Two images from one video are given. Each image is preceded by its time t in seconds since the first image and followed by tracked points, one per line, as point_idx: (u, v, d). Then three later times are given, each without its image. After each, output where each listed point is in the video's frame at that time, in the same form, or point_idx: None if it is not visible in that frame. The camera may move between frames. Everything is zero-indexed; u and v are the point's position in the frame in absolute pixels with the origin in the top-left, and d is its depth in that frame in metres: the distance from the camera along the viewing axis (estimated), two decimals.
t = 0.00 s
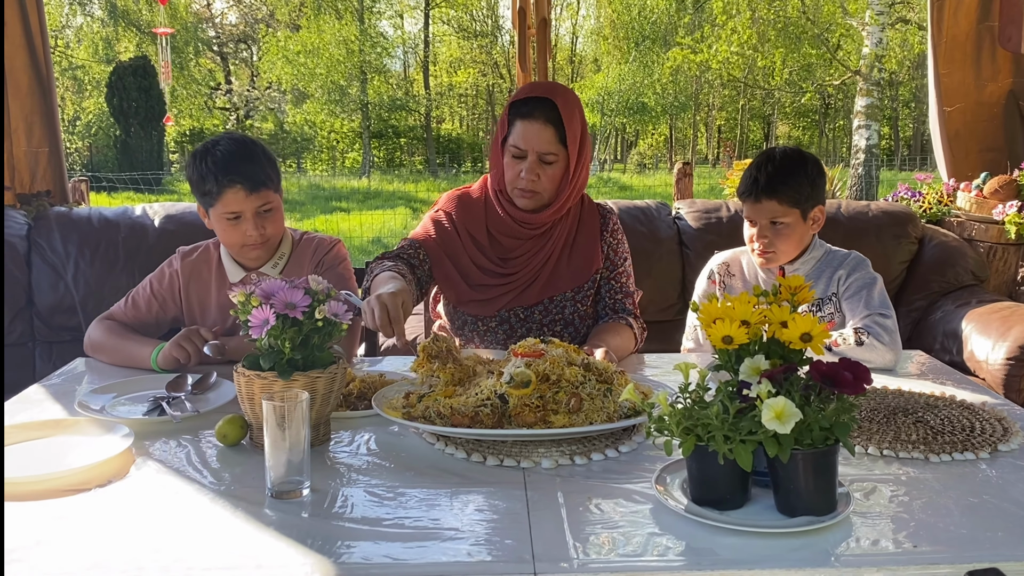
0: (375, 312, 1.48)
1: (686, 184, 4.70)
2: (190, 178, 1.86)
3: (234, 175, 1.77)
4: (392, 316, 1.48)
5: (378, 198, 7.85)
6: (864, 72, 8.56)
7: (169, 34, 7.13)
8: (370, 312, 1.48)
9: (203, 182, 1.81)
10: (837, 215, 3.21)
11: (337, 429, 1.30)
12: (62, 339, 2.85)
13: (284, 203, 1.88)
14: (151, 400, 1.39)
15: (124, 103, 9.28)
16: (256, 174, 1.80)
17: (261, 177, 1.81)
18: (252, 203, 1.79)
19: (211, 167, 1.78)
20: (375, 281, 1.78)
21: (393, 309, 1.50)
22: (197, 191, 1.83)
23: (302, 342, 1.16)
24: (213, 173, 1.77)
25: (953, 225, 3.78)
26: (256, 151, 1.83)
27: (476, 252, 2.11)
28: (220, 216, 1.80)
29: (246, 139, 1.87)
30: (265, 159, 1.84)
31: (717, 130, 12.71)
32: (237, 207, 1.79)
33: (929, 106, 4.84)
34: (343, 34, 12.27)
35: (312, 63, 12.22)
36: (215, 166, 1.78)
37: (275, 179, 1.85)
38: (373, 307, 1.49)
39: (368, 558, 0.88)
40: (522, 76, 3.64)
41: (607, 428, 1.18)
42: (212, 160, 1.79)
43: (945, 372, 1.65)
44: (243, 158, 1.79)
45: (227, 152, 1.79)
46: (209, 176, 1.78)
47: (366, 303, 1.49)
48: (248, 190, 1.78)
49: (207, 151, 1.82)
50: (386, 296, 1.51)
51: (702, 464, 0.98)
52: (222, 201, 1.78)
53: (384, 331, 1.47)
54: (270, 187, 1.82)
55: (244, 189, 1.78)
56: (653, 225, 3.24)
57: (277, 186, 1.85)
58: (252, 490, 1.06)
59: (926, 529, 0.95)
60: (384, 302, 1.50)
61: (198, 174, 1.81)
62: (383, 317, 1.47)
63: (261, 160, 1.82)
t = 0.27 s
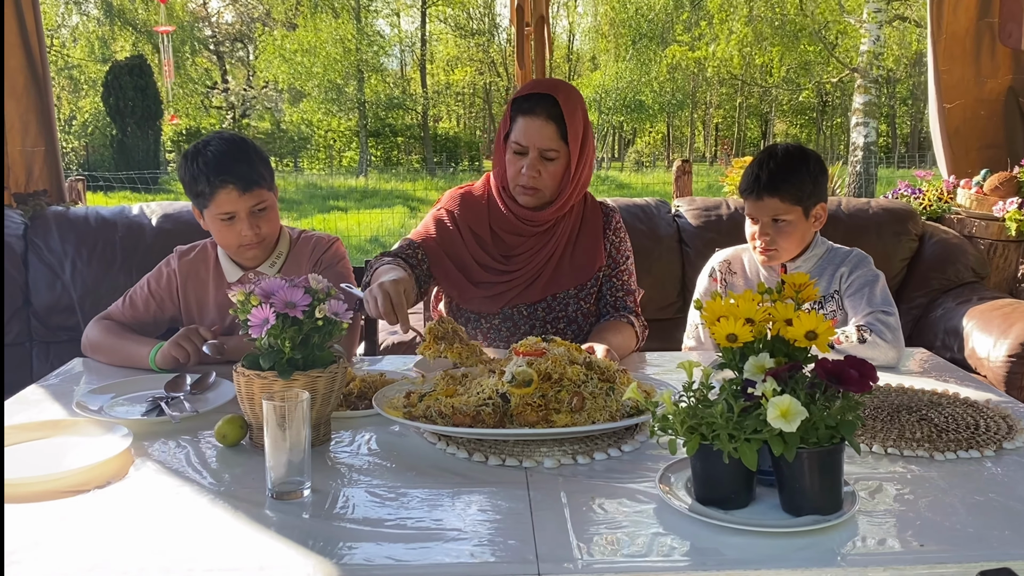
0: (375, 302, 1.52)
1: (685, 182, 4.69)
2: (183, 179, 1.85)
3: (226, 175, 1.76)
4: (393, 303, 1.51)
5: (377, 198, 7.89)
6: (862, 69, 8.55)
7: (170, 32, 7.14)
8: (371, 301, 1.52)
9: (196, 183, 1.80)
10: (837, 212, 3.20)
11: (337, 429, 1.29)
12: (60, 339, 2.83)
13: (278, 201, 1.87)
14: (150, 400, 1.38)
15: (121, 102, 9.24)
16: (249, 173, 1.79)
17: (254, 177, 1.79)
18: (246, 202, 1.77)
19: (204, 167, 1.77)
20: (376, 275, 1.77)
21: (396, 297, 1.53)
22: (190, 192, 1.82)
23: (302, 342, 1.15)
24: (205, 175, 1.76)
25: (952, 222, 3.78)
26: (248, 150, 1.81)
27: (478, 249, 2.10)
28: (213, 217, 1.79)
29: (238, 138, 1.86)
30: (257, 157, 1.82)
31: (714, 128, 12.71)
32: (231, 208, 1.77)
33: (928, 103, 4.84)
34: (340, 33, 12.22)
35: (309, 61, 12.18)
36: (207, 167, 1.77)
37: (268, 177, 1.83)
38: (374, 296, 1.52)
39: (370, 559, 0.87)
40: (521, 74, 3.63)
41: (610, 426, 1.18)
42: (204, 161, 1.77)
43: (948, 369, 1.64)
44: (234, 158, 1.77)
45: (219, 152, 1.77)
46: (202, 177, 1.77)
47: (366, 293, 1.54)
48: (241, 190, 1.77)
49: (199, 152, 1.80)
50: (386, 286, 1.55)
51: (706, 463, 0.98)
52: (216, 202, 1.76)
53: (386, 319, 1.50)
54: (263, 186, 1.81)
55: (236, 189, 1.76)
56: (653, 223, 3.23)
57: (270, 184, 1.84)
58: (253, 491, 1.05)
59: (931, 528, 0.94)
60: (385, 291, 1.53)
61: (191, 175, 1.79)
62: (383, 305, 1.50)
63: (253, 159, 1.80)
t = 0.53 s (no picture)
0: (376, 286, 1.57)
1: (684, 180, 4.69)
2: (181, 178, 1.84)
3: (227, 174, 1.75)
4: (394, 287, 1.56)
5: (374, 196, 7.90)
6: (860, 67, 8.54)
7: (169, 31, 7.14)
8: (373, 286, 1.56)
9: (196, 182, 1.79)
10: (836, 209, 3.21)
11: (338, 428, 1.28)
12: (58, 338, 2.83)
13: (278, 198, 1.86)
14: (150, 399, 1.37)
15: (117, 102, 9.21)
16: (250, 172, 1.78)
17: (254, 175, 1.79)
18: (246, 201, 1.77)
19: (204, 166, 1.76)
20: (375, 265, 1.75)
21: (398, 283, 1.57)
22: (190, 191, 1.81)
23: (303, 340, 1.15)
24: (205, 173, 1.75)
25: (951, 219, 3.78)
26: (248, 148, 1.81)
27: (480, 247, 2.11)
28: (214, 215, 1.78)
29: (236, 136, 1.85)
30: (256, 155, 1.81)
31: (711, 126, 12.71)
32: (231, 206, 1.77)
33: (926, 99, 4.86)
34: (336, 31, 12.10)
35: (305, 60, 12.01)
36: (206, 166, 1.76)
37: (268, 175, 1.83)
38: (376, 281, 1.57)
39: (373, 558, 0.87)
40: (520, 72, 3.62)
41: (611, 424, 1.18)
42: (204, 160, 1.76)
43: (948, 365, 1.65)
44: (234, 156, 1.76)
45: (218, 151, 1.77)
46: (202, 176, 1.76)
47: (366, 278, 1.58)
48: (242, 189, 1.76)
49: (199, 150, 1.79)
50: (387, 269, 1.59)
51: (709, 461, 0.98)
52: (216, 201, 1.76)
53: (388, 304, 1.55)
54: (263, 184, 1.80)
55: (237, 188, 1.76)
56: (652, 221, 3.23)
57: (270, 182, 1.83)
58: (254, 489, 1.05)
59: (934, 524, 0.94)
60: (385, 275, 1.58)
61: (191, 174, 1.78)
62: (385, 290, 1.55)
63: (253, 157, 1.80)
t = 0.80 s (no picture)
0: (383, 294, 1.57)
1: (681, 177, 4.69)
2: (188, 170, 1.83)
3: (238, 166, 1.75)
4: (403, 298, 1.56)
5: (371, 193, 7.92)
6: (856, 63, 8.56)
7: (166, 28, 7.12)
8: (383, 293, 1.56)
9: (203, 173, 1.77)
10: (833, 205, 3.21)
11: (337, 422, 1.29)
12: (56, 335, 2.83)
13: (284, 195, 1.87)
14: (148, 394, 1.37)
15: (114, 100, 9.19)
16: (259, 166, 1.79)
17: (263, 169, 1.79)
18: (254, 194, 1.77)
19: (213, 157, 1.75)
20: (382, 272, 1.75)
21: (408, 292, 1.57)
22: (196, 182, 1.80)
23: (301, 335, 1.15)
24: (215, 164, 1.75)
25: (948, 215, 3.79)
26: (257, 142, 1.82)
27: (479, 243, 2.11)
28: (220, 208, 1.78)
29: (244, 130, 1.85)
30: (265, 150, 1.82)
31: (709, 123, 12.72)
32: (239, 199, 1.77)
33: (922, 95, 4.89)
34: (333, 29, 12.12)
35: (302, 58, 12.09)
36: (216, 156, 1.76)
37: (276, 171, 1.84)
38: (386, 289, 1.56)
39: (372, 551, 0.87)
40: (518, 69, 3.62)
41: (610, 418, 1.18)
42: (213, 151, 1.76)
43: (945, 360, 1.65)
44: (246, 149, 1.77)
45: (229, 143, 1.77)
46: (211, 167, 1.75)
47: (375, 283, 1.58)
48: (251, 182, 1.77)
49: (208, 142, 1.78)
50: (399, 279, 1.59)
51: (707, 454, 0.98)
52: (224, 192, 1.76)
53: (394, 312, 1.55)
54: (271, 178, 1.81)
55: (246, 180, 1.76)
56: (650, 217, 3.23)
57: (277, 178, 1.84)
58: (253, 484, 1.05)
59: (932, 516, 0.95)
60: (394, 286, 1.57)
61: (199, 165, 1.77)
62: (396, 298, 1.55)
63: (262, 152, 1.80)
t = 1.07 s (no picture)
0: (391, 290, 1.57)
1: (679, 173, 4.69)
2: (195, 163, 1.82)
3: (248, 161, 1.76)
4: (411, 296, 1.56)
5: (368, 190, 7.93)
6: (853, 60, 8.56)
7: (162, 25, 7.10)
8: (394, 291, 1.56)
9: (211, 168, 1.78)
10: (831, 201, 3.21)
11: (335, 419, 1.29)
12: (54, 333, 2.82)
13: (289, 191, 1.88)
14: (147, 391, 1.37)
15: (110, 97, 9.15)
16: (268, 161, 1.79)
17: (272, 164, 1.80)
18: (262, 190, 1.77)
19: (223, 152, 1.75)
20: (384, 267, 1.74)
21: (418, 289, 1.57)
22: (202, 177, 1.80)
23: (299, 331, 1.15)
24: (224, 158, 1.75)
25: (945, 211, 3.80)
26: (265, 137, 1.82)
27: (475, 239, 2.11)
28: (227, 202, 1.78)
29: (252, 125, 1.85)
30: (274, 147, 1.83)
31: (706, 120, 12.70)
32: (247, 194, 1.77)
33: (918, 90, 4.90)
34: (330, 26, 12.11)
35: (299, 55, 12.08)
36: (225, 151, 1.76)
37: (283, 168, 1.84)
38: (397, 286, 1.56)
39: (370, 546, 0.87)
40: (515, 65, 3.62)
41: (608, 414, 1.18)
42: (223, 146, 1.76)
43: (942, 355, 1.65)
44: (255, 144, 1.77)
45: (238, 138, 1.77)
46: (221, 162, 1.76)
47: (383, 279, 1.58)
48: (260, 177, 1.77)
49: (216, 137, 1.79)
50: (407, 276, 1.58)
51: (705, 449, 0.98)
52: (232, 186, 1.76)
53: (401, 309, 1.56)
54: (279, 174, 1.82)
55: (255, 175, 1.76)
56: (647, 213, 3.23)
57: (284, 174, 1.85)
58: (252, 480, 1.05)
59: (929, 511, 0.95)
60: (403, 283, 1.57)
61: (207, 159, 1.77)
62: (406, 295, 1.55)
63: (271, 148, 1.81)
